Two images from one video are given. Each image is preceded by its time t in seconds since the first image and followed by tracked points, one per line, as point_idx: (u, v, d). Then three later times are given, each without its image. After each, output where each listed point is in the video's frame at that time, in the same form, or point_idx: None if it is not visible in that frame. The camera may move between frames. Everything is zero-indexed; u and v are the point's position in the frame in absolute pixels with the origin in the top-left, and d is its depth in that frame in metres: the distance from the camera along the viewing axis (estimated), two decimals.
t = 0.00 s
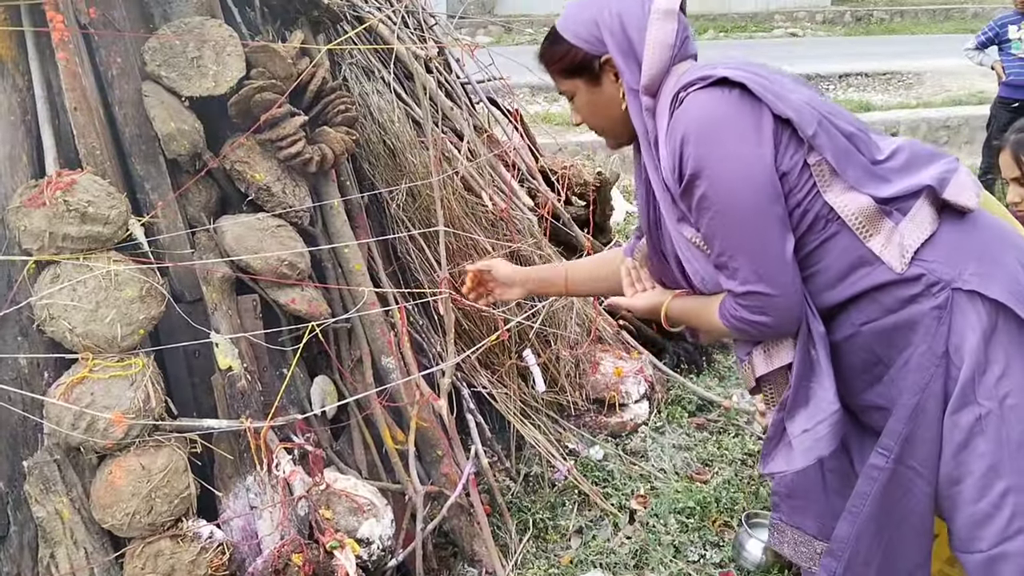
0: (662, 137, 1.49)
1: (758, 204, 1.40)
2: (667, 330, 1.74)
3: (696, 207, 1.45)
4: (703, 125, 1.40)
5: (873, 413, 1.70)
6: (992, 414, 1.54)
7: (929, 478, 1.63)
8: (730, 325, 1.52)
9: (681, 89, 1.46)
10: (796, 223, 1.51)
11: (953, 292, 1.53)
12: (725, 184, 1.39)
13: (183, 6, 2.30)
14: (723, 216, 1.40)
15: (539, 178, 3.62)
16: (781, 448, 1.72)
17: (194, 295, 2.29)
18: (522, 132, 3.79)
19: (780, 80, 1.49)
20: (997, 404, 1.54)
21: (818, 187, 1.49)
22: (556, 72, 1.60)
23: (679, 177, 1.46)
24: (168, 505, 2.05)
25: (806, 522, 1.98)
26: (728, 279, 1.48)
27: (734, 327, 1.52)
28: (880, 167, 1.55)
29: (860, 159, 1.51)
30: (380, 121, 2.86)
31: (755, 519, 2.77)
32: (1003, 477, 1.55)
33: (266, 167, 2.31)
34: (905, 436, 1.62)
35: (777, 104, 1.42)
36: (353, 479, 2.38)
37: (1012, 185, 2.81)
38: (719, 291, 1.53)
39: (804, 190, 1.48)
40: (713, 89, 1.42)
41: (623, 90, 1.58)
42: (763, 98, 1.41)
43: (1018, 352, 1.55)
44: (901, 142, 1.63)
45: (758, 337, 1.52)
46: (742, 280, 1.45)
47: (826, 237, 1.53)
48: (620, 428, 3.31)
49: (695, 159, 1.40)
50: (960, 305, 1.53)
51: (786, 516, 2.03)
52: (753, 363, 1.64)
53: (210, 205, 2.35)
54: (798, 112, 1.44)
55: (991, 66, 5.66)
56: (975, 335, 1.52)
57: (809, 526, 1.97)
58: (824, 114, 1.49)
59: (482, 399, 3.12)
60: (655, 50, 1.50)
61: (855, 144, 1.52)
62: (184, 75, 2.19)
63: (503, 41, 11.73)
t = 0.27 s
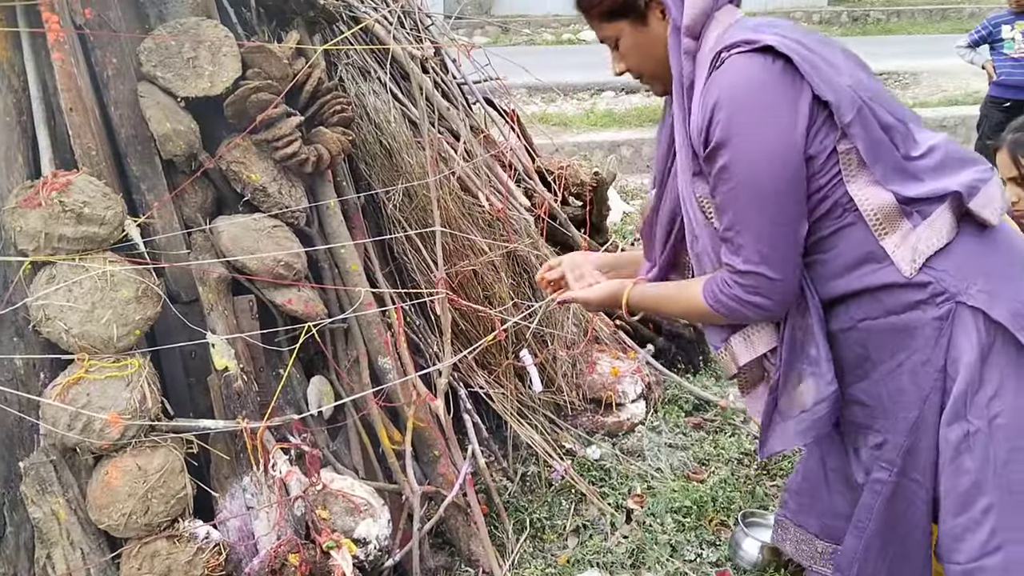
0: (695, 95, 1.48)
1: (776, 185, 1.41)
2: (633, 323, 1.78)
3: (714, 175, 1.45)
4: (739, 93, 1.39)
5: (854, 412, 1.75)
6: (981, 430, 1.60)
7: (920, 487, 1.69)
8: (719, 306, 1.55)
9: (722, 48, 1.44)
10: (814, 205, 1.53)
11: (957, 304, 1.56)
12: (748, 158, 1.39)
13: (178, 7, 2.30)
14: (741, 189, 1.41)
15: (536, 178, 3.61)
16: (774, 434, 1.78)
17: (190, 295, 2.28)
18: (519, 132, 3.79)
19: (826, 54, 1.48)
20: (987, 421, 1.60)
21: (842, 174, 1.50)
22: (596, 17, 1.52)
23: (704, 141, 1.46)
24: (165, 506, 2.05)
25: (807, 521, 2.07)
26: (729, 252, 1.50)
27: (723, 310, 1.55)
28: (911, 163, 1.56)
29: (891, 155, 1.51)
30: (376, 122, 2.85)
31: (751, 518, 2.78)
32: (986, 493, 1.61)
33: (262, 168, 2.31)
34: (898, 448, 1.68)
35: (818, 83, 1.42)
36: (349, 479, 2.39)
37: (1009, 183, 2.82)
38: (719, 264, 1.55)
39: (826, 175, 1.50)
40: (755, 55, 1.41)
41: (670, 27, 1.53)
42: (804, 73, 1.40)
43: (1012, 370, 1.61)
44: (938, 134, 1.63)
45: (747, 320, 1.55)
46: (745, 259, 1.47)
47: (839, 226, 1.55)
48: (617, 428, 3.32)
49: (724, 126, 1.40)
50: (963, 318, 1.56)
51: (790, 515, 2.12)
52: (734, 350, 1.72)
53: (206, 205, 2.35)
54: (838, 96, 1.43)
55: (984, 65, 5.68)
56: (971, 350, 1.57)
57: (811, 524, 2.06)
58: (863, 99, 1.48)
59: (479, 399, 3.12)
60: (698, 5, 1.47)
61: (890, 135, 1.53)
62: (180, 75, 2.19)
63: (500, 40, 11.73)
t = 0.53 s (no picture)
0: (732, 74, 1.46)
1: (800, 175, 1.40)
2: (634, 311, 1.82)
3: (739, 158, 1.44)
4: (776, 75, 1.38)
5: (856, 410, 1.74)
6: (987, 441, 1.58)
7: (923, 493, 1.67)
8: (725, 294, 1.56)
9: (766, 28, 1.43)
10: (839, 199, 1.52)
11: (969, 312, 1.55)
12: (776, 144, 1.38)
13: (174, 5, 2.29)
14: (765, 175, 1.41)
15: (533, 177, 3.62)
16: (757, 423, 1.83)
17: (187, 294, 2.29)
18: (516, 131, 3.79)
19: (868, 44, 1.46)
20: (993, 432, 1.58)
21: (872, 170, 1.49)
22: None
23: (735, 122, 1.45)
24: (162, 505, 2.05)
25: (807, 517, 2.07)
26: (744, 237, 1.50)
27: (728, 298, 1.56)
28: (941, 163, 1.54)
29: (923, 154, 1.50)
30: (373, 120, 2.85)
31: (748, 516, 2.78)
32: (987, 504, 1.60)
33: (258, 166, 2.31)
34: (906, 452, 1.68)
35: (858, 75, 1.40)
36: (346, 478, 2.40)
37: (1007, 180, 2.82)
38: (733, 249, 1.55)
39: (855, 170, 1.48)
40: (799, 39, 1.39)
41: None
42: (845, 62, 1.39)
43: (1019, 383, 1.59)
44: (977, 139, 1.61)
45: (753, 310, 1.55)
46: (759, 246, 1.47)
47: (862, 222, 1.54)
48: (613, 426, 3.33)
49: (756, 108, 1.39)
50: (973, 326, 1.55)
51: (795, 509, 2.13)
52: (722, 333, 1.78)
53: (202, 204, 2.35)
54: (877, 90, 1.41)
55: (981, 63, 5.68)
56: (979, 359, 1.55)
57: (810, 521, 2.06)
58: (902, 96, 1.47)
59: (476, 398, 3.14)
60: None
61: (925, 136, 1.51)
62: (175, 74, 2.19)
63: (497, 40, 11.73)
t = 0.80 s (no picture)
0: (752, 63, 1.46)
1: (816, 168, 1.40)
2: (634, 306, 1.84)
3: (756, 148, 1.44)
4: (797, 66, 1.37)
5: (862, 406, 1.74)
6: (999, 440, 1.59)
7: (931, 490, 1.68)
8: (735, 286, 1.57)
9: (788, 17, 1.42)
10: (857, 192, 1.52)
11: (984, 311, 1.55)
12: (794, 136, 1.38)
13: (171, 3, 2.29)
14: (782, 168, 1.41)
15: (530, 175, 3.63)
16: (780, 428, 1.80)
17: (184, 292, 2.29)
18: (514, 129, 3.78)
19: (891, 37, 1.45)
20: (1004, 431, 1.59)
21: (892, 164, 1.48)
22: None
23: (753, 112, 1.45)
24: (160, 503, 2.04)
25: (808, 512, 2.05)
26: (757, 228, 1.50)
27: (738, 290, 1.57)
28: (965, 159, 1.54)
29: (948, 149, 1.50)
30: (370, 118, 2.84)
31: (746, 513, 2.78)
32: (999, 501, 1.62)
33: (256, 164, 2.31)
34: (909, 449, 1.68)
35: (881, 68, 1.39)
36: (345, 476, 2.39)
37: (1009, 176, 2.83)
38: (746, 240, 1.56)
39: (874, 165, 1.48)
40: (822, 30, 1.38)
41: None
42: (867, 55, 1.38)
43: None
44: (1000, 136, 1.61)
45: (762, 303, 1.56)
46: (772, 238, 1.47)
47: (879, 216, 1.54)
48: (611, 423, 3.34)
49: (776, 100, 1.38)
50: (986, 325, 1.55)
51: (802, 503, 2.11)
52: (732, 328, 1.80)
53: (199, 202, 2.34)
54: (899, 83, 1.41)
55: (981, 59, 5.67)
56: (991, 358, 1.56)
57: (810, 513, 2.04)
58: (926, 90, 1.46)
59: (473, 396, 3.16)
60: None
61: (949, 131, 1.51)
62: (173, 71, 2.18)
63: (495, 37, 11.74)
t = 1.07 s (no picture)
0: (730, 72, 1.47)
1: (794, 174, 1.40)
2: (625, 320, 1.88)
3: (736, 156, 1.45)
4: (772, 73, 1.37)
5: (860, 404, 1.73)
6: (991, 433, 1.59)
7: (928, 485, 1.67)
8: (720, 293, 1.58)
9: (761, 26, 1.43)
10: (839, 194, 1.52)
11: (975, 305, 1.55)
12: (771, 143, 1.38)
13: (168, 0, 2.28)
14: (759, 175, 1.41)
15: (528, 172, 3.62)
16: (799, 437, 1.80)
17: (182, 290, 2.28)
18: (512, 126, 3.78)
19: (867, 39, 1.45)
20: (995, 424, 1.58)
21: (875, 164, 1.49)
22: None
23: (732, 119, 1.45)
24: (159, 501, 2.05)
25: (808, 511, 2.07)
26: (739, 235, 1.51)
27: (723, 298, 1.58)
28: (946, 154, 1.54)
29: (928, 145, 1.50)
30: (368, 115, 2.84)
31: (744, 509, 2.78)
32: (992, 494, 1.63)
33: (254, 162, 2.30)
34: (905, 445, 1.67)
35: (856, 71, 1.39)
36: (343, 474, 2.38)
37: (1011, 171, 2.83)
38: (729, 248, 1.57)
39: (856, 165, 1.48)
40: (794, 36, 1.39)
41: None
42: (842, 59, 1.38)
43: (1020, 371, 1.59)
44: (983, 130, 1.60)
45: (748, 309, 1.57)
46: (753, 244, 1.48)
47: (865, 215, 1.54)
48: (610, 420, 3.32)
49: (751, 108, 1.39)
50: (977, 318, 1.55)
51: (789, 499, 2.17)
52: (722, 337, 1.86)
53: (197, 200, 2.34)
54: (874, 86, 1.41)
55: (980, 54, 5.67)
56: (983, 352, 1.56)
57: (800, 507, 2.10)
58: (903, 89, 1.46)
59: (473, 393, 3.14)
60: None
61: (927, 126, 1.51)
62: (170, 69, 2.18)
63: (492, 35, 11.72)
